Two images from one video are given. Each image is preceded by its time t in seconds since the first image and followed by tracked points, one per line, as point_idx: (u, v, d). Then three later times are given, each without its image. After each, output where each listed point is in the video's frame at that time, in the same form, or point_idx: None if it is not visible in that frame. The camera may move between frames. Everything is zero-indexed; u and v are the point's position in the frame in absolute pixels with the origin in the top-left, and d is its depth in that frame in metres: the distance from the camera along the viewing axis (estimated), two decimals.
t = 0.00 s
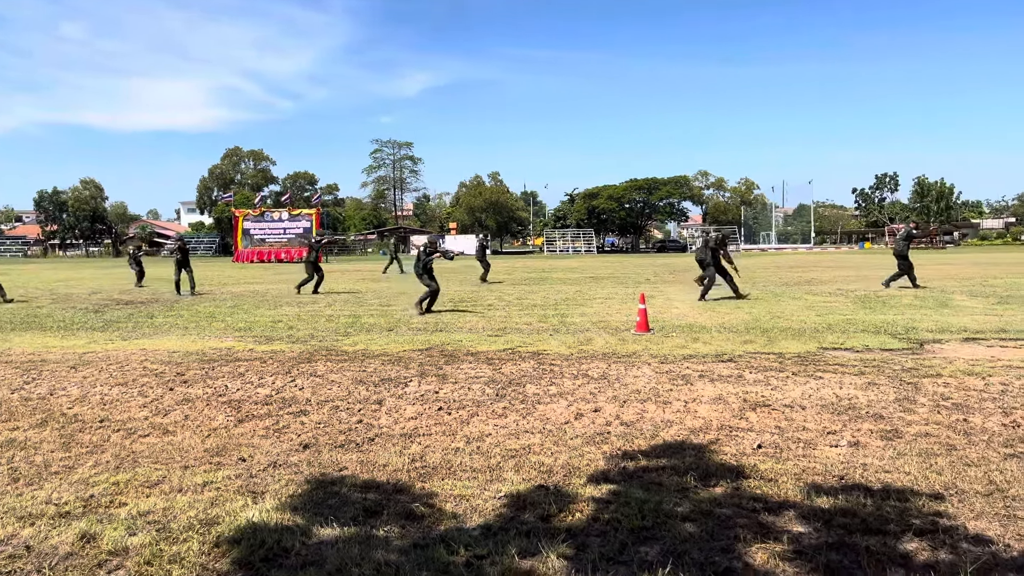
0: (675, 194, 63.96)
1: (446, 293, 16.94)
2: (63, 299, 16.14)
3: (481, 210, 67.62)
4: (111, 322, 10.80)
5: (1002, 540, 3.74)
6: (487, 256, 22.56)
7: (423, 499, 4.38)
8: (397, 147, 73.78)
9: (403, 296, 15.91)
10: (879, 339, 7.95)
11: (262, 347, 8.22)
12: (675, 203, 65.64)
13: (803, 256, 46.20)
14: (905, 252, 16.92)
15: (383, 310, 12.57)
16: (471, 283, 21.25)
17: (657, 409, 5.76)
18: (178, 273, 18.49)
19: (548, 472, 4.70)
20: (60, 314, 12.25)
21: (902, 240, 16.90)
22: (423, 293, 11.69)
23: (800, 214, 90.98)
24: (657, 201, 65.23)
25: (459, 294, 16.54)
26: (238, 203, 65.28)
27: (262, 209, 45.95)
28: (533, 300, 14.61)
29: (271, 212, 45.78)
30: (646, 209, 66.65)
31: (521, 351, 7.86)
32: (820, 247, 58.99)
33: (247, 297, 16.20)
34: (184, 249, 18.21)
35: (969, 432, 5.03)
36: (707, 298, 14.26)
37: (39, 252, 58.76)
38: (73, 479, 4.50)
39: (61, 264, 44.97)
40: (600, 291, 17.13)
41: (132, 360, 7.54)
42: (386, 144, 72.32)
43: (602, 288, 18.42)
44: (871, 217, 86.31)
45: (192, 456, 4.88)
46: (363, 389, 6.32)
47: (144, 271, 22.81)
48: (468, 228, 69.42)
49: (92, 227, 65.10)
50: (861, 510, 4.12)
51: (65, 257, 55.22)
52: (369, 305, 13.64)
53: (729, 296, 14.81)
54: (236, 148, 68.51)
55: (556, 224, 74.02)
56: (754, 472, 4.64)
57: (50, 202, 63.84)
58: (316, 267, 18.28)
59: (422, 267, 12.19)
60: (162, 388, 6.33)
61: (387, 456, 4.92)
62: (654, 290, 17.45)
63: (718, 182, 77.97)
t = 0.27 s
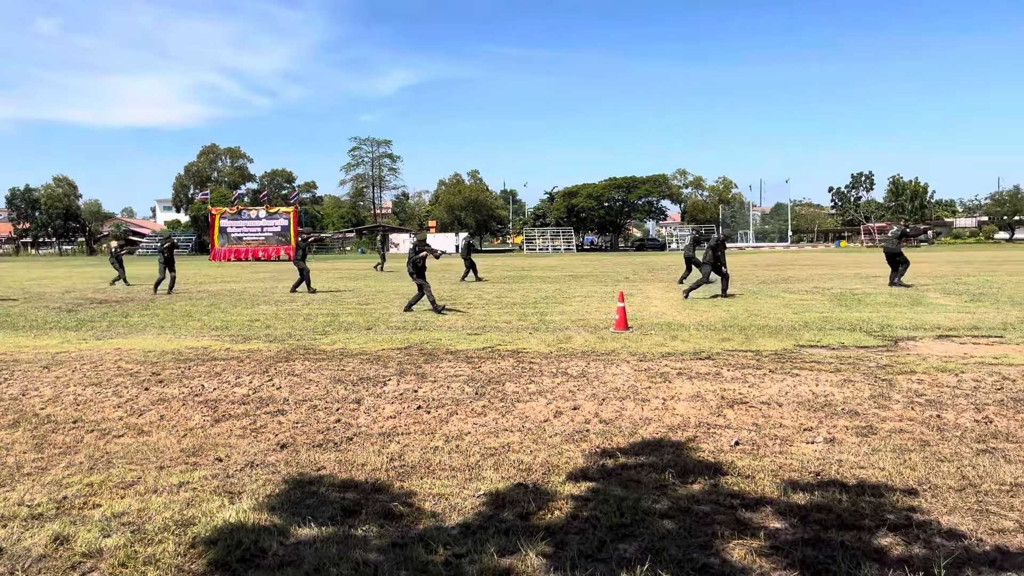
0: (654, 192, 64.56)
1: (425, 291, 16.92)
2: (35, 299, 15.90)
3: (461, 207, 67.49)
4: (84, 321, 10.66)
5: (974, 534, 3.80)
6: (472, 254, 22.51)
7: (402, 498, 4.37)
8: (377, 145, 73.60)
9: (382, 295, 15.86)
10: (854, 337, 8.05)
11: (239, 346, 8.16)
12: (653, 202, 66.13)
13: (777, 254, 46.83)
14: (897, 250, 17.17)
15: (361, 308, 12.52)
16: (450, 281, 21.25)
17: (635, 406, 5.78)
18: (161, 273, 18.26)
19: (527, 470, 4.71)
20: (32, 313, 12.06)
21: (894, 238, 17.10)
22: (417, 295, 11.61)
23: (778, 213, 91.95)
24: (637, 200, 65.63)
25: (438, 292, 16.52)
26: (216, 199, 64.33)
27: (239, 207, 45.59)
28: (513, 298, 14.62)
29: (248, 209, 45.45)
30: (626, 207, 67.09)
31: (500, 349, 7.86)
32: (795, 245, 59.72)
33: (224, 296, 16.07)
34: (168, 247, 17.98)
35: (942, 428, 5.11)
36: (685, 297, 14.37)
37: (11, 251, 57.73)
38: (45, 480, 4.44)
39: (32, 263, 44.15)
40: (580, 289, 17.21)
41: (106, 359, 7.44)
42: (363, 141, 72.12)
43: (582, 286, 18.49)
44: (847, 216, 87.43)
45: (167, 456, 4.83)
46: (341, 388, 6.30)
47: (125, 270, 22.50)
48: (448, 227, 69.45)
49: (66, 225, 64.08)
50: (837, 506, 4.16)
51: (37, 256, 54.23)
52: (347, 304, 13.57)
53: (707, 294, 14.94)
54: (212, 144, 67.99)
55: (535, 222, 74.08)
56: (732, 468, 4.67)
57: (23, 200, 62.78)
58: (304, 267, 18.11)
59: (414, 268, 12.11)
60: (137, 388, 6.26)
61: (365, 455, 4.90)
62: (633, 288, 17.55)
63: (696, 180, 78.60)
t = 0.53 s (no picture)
0: (636, 191, 65.29)
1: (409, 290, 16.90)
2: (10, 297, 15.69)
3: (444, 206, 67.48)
4: (62, 320, 10.54)
5: (951, 529, 3.85)
6: (458, 251, 22.51)
7: (384, 497, 4.36)
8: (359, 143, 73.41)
9: (365, 293, 15.83)
10: (835, 334, 8.14)
11: (220, 345, 8.11)
12: (636, 201, 66.69)
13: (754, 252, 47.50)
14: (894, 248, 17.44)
15: (344, 306, 12.49)
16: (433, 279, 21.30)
17: (618, 404, 5.81)
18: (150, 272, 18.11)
19: (510, 468, 4.71)
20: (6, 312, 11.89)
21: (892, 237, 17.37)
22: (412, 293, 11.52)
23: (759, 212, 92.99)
24: (619, 198, 66.10)
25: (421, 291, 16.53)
26: (198, 195, 63.75)
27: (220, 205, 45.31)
28: (496, 296, 14.64)
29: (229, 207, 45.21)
30: (608, 206, 67.55)
31: (484, 347, 7.86)
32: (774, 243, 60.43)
33: (205, 294, 15.96)
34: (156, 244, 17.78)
35: (920, 424, 5.17)
36: (666, 295, 14.48)
37: None
38: (22, 481, 4.39)
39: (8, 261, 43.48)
40: (563, 287, 17.28)
41: (84, 358, 7.36)
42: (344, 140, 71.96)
43: (566, 284, 18.55)
44: (828, 215, 88.40)
45: (147, 456, 4.79)
46: (323, 387, 6.27)
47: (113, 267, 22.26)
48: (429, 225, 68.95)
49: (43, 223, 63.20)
50: (817, 502, 4.20)
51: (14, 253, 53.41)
52: (330, 302, 13.51)
53: (689, 293, 15.06)
54: (192, 142, 67.74)
55: (518, 221, 74.33)
56: (714, 465, 4.70)
57: None
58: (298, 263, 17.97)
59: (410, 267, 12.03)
60: (116, 387, 6.21)
61: (348, 454, 4.89)
62: (616, 286, 17.66)
63: (678, 179, 79.18)
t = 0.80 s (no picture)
0: (620, 189, 65.42)
1: (392, 288, 16.88)
2: None
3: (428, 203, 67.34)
4: (40, 318, 10.42)
5: (930, 525, 3.89)
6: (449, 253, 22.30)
7: (367, 495, 4.35)
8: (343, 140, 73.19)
9: (348, 291, 15.79)
10: (816, 332, 8.21)
11: (202, 343, 8.06)
12: (620, 199, 66.90)
13: (734, 249, 47.95)
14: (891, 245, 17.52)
15: (327, 304, 12.45)
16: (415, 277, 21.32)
17: (601, 401, 5.83)
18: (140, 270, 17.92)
19: (494, 466, 4.72)
20: None
21: (891, 235, 17.53)
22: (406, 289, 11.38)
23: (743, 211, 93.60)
24: (603, 196, 66.23)
25: (405, 289, 16.51)
26: (180, 194, 63.25)
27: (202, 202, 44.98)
28: (480, 294, 14.64)
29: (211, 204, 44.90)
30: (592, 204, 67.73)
31: (467, 345, 7.86)
32: (756, 241, 60.95)
33: (185, 292, 15.84)
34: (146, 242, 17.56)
35: (900, 421, 5.22)
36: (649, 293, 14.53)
37: None
38: None
39: None
40: (547, 285, 17.31)
41: (63, 357, 7.28)
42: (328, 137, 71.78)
43: (549, 282, 18.58)
44: (811, 213, 89.03)
45: (127, 455, 4.75)
46: (306, 385, 6.25)
47: (101, 265, 22.01)
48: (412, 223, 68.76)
49: (22, 220, 62.41)
50: (798, 498, 4.23)
51: None
52: (313, 300, 13.46)
53: (672, 291, 15.12)
54: (174, 138, 67.59)
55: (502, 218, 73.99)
56: (696, 462, 4.73)
57: None
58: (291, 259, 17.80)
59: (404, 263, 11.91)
60: (96, 386, 6.15)
61: (331, 452, 4.87)
62: (599, 284, 17.72)
63: (662, 178, 79.46)
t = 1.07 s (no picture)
0: (605, 187, 65.38)
1: (377, 285, 16.84)
2: None
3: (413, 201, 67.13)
4: (18, 315, 10.30)
5: (911, 521, 3.94)
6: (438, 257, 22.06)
7: (351, 494, 4.34)
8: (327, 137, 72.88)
9: (333, 289, 15.73)
10: (799, 329, 8.27)
11: (185, 341, 8.00)
12: (605, 197, 66.95)
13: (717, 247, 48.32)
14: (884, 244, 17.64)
15: (313, 302, 12.41)
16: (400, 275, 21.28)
17: (586, 399, 5.84)
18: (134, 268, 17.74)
19: (479, 464, 4.72)
20: None
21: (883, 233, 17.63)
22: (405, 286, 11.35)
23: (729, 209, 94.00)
24: (589, 194, 66.23)
25: (390, 286, 16.46)
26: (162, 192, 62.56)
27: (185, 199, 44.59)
28: (466, 292, 14.65)
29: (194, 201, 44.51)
30: (577, 202, 67.74)
31: (452, 343, 7.85)
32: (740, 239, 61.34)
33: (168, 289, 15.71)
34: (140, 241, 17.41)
35: (882, 418, 5.28)
36: (634, 291, 14.58)
37: None
38: None
39: None
40: (532, 283, 17.32)
41: (43, 355, 7.21)
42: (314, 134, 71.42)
43: (535, 280, 18.58)
44: (795, 212, 89.53)
45: (108, 454, 4.71)
46: (290, 383, 6.23)
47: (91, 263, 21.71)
48: (398, 220, 68.88)
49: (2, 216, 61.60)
50: (782, 495, 4.26)
51: None
52: (297, 297, 13.40)
53: (657, 289, 15.17)
54: (156, 134, 67.08)
55: (488, 216, 73.76)
56: (681, 459, 4.75)
57: None
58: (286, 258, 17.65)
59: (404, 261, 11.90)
60: (77, 385, 6.09)
61: (315, 451, 4.86)
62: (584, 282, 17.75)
63: (648, 175, 79.57)
